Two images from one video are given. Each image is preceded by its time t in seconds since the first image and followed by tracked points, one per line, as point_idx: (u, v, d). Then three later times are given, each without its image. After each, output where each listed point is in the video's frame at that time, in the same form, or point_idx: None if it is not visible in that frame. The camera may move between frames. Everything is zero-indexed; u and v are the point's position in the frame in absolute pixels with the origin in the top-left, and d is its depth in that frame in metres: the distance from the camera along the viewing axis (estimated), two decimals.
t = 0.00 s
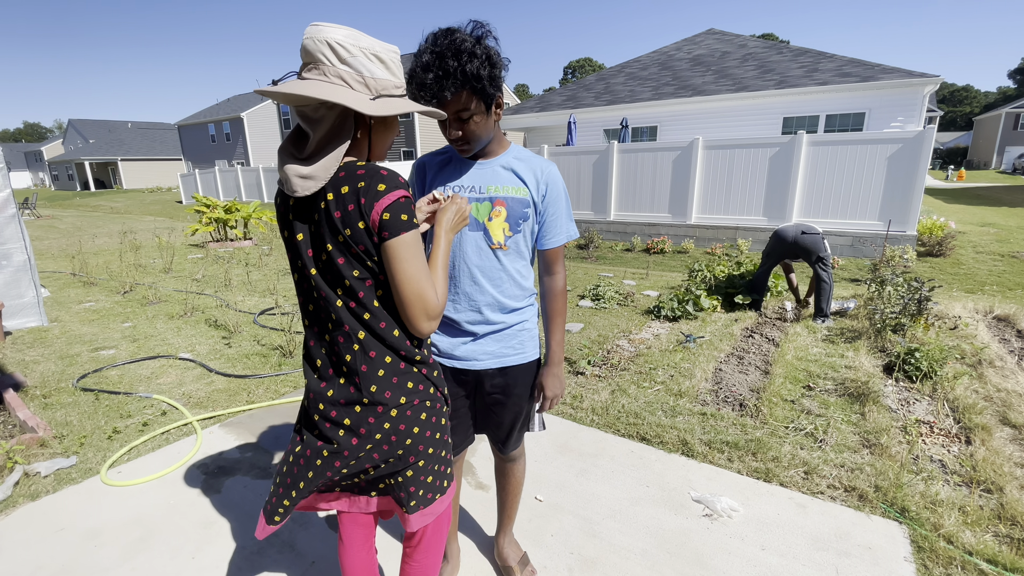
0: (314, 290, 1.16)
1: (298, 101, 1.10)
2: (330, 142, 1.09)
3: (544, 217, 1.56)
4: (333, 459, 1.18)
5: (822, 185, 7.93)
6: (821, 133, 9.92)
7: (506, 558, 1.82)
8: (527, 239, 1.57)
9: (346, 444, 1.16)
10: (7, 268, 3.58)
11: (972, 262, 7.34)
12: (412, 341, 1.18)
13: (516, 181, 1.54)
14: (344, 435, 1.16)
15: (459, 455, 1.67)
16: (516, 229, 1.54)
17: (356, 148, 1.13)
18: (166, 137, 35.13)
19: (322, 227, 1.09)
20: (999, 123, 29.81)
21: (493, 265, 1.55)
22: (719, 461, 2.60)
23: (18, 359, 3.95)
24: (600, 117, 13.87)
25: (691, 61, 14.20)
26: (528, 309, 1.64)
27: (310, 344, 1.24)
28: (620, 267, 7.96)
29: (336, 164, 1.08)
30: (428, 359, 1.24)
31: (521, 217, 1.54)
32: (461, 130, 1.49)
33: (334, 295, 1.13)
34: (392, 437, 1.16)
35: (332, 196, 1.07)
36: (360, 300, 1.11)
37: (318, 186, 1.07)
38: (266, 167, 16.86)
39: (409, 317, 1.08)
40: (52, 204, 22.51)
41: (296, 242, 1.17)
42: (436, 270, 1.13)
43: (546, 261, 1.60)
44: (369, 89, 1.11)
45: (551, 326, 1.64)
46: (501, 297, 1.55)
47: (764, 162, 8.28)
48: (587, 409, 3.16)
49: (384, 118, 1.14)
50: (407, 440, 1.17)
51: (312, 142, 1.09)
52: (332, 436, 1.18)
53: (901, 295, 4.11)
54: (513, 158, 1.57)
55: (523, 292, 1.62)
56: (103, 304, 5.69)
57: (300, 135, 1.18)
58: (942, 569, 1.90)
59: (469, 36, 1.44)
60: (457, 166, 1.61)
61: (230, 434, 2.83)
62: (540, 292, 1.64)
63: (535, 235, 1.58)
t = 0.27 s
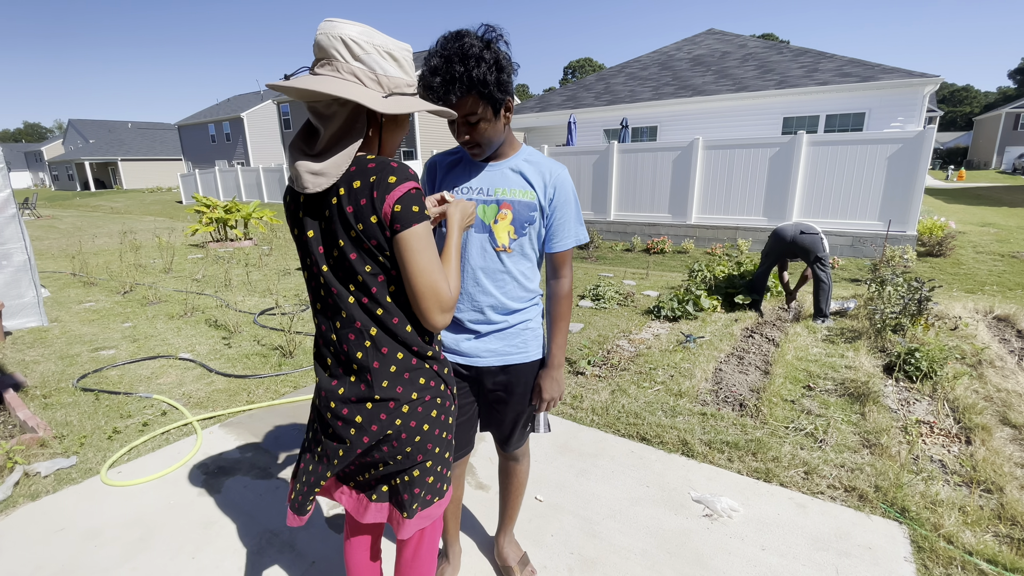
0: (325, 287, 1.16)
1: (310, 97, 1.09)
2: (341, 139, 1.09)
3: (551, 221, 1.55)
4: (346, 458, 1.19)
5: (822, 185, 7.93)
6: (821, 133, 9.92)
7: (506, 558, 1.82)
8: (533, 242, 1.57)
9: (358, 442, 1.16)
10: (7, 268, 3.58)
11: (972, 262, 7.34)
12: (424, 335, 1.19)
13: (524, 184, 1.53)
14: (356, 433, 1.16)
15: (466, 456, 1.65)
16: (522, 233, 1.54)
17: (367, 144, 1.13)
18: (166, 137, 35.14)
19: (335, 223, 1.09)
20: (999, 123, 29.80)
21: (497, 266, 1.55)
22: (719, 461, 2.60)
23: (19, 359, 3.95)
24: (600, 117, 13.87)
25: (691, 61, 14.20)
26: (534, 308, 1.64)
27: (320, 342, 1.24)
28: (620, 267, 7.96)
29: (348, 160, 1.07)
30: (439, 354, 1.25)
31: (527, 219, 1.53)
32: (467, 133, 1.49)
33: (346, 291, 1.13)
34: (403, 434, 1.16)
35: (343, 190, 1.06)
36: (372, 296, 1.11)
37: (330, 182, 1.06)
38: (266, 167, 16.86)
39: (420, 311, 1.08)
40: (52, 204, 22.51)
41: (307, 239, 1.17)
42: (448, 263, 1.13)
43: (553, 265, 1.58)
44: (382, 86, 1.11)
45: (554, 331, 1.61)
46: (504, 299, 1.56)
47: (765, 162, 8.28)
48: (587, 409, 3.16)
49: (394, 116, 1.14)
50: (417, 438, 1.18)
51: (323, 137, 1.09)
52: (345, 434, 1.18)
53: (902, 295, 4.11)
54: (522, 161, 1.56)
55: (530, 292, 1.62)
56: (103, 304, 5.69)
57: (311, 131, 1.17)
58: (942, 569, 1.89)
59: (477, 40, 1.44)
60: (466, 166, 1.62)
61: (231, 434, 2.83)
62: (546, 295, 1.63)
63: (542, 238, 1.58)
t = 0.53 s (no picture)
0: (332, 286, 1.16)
1: (322, 94, 1.09)
2: (351, 137, 1.09)
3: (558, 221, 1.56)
4: (350, 457, 1.20)
5: (822, 185, 7.93)
6: (821, 133, 9.92)
7: (506, 558, 1.82)
8: (538, 241, 1.57)
9: (363, 442, 1.17)
10: (7, 268, 3.58)
11: (972, 261, 7.34)
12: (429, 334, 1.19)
13: (530, 184, 1.54)
14: (361, 433, 1.17)
15: (468, 455, 1.64)
16: (527, 232, 1.54)
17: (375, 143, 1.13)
18: (166, 137, 35.12)
19: (342, 222, 1.09)
20: (1000, 123, 29.79)
21: (502, 265, 1.55)
22: (719, 461, 2.60)
23: (18, 359, 3.95)
24: (600, 117, 13.87)
25: (691, 61, 14.21)
26: (539, 308, 1.64)
27: (327, 341, 1.24)
28: (620, 267, 7.95)
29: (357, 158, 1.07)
30: (444, 354, 1.25)
31: (533, 219, 1.54)
32: (475, 133, 1.49)
33: (352, 291, 1.13)
34: (407, 434, 1.16)
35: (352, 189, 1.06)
36: (378, 296, 1.11)
37: (338, 180, 1.07)
38: (266, 167, 16.85)
39: (426, 311, 1.08)
40: (51, 204, 22.49)
41: (314, 238, 1.17)
42: (455, 264, 1.13)
43: (560, 264, 1.60)
44: (391, 86, 1.11)
45: (565, 330, 1.65)
46: (509, 298, 1.55)
47: (765, 162, 8.28)
48: (587, 409, 3.16)
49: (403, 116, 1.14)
50: (420, 439, 1.18)
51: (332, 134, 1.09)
52: (351, 433, 1.19)
53: (901, 295, 4.11)
54: (528, 160, 1.56)
55: (535, 292, 1.62)
56: (103, 304, 5.69)
57: (320, 129, 1.18)
58: (942, 569, 1.89)
59: (486, 39, 1.44)
60: (472, 165, 1.62)
61: (231, 434, 2.83)
62: (555, 295, 1.64)
63: (549, 237, 1.58)
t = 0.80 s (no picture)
0: (333, 287, 1.16)
1: (326, 92, 1.09)
2: (353, 136, 1.09)
3: (560, 223, 1.57)
4: (351, 457, 1.20)
5: (822, 185, 7.93)
6: (821, 133, 9.92)
7: (506, 558, 1.82)
8: (541, 242, 1.57)
9: (363, 442, 1.17)
10: (7, 268, 3.58)
11: (972, 261, 7.34)
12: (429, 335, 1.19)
13: (533, 185, 1.54)
14: (361, 433, 1.17)
15: (469, 456, 1.64)
16: (530, 233, 1.55)
17: (378, 143, 1.13)
18: (166, 137, 35.11)
19: (343, 223, 1.09)
20: (1000, 123, 29.78)
21: (505, 266, 1.55)
22: (719, 461, 2.60)
23: (18, 359, 3.94)
24: (600, 117, 13.87)
25: (691, 61, 14.21)
26: (540, 309, 1.64)
27: (328, 341, 1.24)
28: (620, 267, 7.95)
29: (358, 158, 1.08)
30: (445, 355, 1.25)
31: (536, 220, 1.54)
32: (477, 133, 1.49)
33: (353, 292, 1.13)
34: (406, 436, 1.16)
35: (353, 191, 1.06)
36: (378, 297, 1.11)
37: (339, 180, 1.07)
38: (266, 167, 16.84)
39: (433, 313, 1.08)
40: (51, 204, 22.47)
41: (316, 239, 1.17)
42: (462, 266, 1.13)
43: (562, 265, 1.60)
44: (395, 87, 1.11)
45: (568, 330, 1.65)
46: (512, 298, 1.55)
47: (765, 162, 8.28)
48: (588, 409, 3.16)
49: (406, 117, 1.14)
50: (420, 440, 1.18)
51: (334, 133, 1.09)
52: (351, 433, 1.19)
53: (901, 295, 4.11)
54: (531, 161, 1.56)
55: (537, 293, 1.62)
56: (103, 304, 5.69)
57: (324, 128, 1.18)
58: (942, 569, 1.89)
59: (490, 39, 1.44)
60: (474, 165, 1.62)
61: (231, 434, 2.83)
62: (557, 295, 1.65)
63: (552, 238, 1.59)
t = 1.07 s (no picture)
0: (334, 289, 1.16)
1: (323, 92, 1.10)
2: (350, 137, 1.10)
3: (561, 223, 1.57)
4: (352, 458, 1.20)
5: (822, 185, 7.93)
6: (821, 133, 9.92)
7: (506, 558, 1.82)
8: (542, 242, 1.57)
9: (363, 443, 1.17)
10: (7, 268, 3.58)
11: (972, 261, 7.34)
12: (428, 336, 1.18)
13: (535, 185, 1.54)
14: (361, 434, 1.17)
15: (470, 457, 1.63)
16: (532, 233, 1.54)
17: (376, 143, 1.13)
18: (166, 137, 35.11)
19: (342, 225, 1.09)
20: (1000, 123, 29.78)
21: (507, 266, 1.55)
22: (719, 461, 2.60)
23: (18, 359, 3.94)
24: (600, 117, 13.87)
25: (691, 61, 14.21)
26: (540, 310, 1.64)
27: (329, 342, 1.25)
28: (620, 267, 7.95)
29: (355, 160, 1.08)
30: (446, 356, 1.25)
31: (538, 220, 1.54)
32: (478, 130, 1.49)
33: (353, 293, 1.13)
34: (407, 437, 1.16)
35: (351, 193, 1.06)
36: (378, 298, 1.11)
37: (337, 182, 1.07)
38: (266, 167, 16.85)
39: (431, 315, 1.08)
40: (51, 204, 22.45)
41: (315, 241, 1.17)
42: (460, 268, 1.13)
43: (562, 265, 1.60)
44: (392, 86, 1.11)
45: (567, 331, 1.65)
46: (514, 299, 1.55)
47: (764, 161, 8.28)
48: (587, 409, 3.16)
49: (404, 117, 1.14)
50: (420, 441, 1.18)
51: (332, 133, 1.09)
52: (352, 434, 1.19)
53: (902, 295, 4.11)
54: (532, 161, 1.56)
55: (537, 294, 1.63)
56: (102, 304, 5.68)
57: (322, 128, 1.18)
58: (942, 569, 1.89)
59: (491, 36, 1.44)
60: (475, 165, 1.62)
61: (231, 434, 2.83)
62: (557, 296, 1.65)
63: (552, 238, 1.59)
